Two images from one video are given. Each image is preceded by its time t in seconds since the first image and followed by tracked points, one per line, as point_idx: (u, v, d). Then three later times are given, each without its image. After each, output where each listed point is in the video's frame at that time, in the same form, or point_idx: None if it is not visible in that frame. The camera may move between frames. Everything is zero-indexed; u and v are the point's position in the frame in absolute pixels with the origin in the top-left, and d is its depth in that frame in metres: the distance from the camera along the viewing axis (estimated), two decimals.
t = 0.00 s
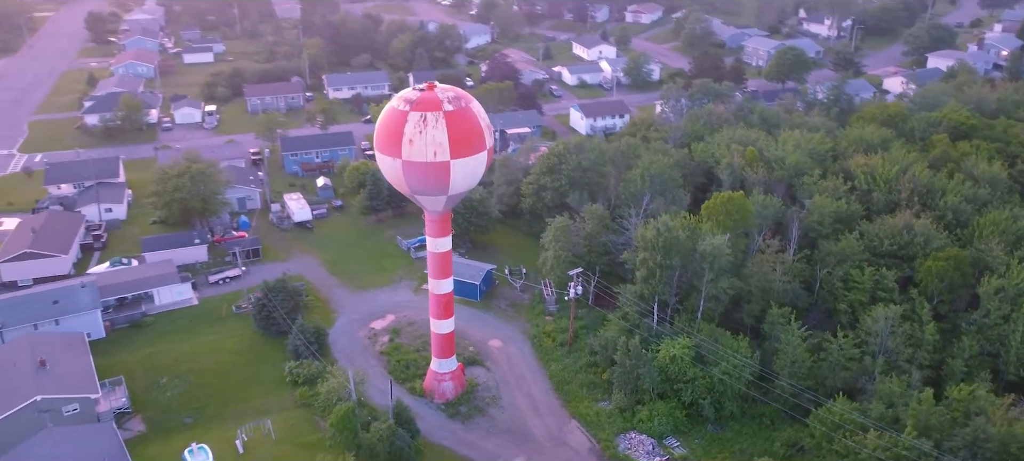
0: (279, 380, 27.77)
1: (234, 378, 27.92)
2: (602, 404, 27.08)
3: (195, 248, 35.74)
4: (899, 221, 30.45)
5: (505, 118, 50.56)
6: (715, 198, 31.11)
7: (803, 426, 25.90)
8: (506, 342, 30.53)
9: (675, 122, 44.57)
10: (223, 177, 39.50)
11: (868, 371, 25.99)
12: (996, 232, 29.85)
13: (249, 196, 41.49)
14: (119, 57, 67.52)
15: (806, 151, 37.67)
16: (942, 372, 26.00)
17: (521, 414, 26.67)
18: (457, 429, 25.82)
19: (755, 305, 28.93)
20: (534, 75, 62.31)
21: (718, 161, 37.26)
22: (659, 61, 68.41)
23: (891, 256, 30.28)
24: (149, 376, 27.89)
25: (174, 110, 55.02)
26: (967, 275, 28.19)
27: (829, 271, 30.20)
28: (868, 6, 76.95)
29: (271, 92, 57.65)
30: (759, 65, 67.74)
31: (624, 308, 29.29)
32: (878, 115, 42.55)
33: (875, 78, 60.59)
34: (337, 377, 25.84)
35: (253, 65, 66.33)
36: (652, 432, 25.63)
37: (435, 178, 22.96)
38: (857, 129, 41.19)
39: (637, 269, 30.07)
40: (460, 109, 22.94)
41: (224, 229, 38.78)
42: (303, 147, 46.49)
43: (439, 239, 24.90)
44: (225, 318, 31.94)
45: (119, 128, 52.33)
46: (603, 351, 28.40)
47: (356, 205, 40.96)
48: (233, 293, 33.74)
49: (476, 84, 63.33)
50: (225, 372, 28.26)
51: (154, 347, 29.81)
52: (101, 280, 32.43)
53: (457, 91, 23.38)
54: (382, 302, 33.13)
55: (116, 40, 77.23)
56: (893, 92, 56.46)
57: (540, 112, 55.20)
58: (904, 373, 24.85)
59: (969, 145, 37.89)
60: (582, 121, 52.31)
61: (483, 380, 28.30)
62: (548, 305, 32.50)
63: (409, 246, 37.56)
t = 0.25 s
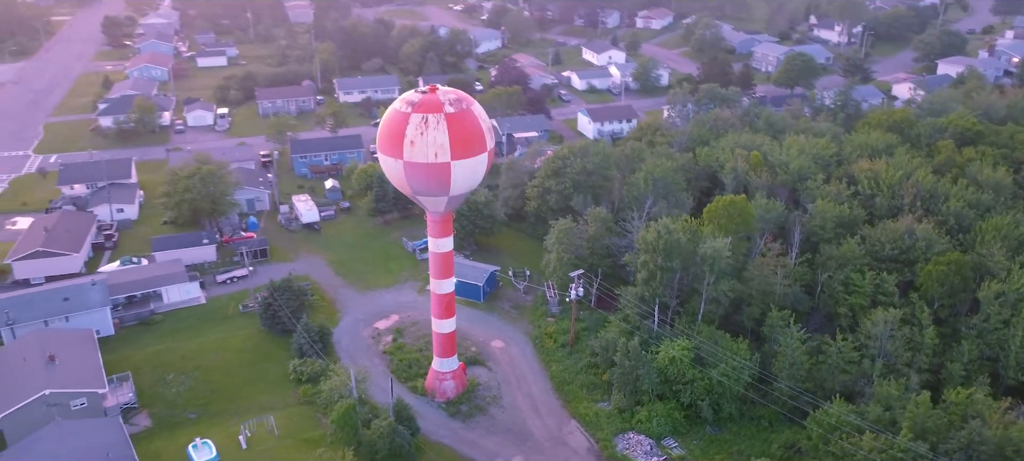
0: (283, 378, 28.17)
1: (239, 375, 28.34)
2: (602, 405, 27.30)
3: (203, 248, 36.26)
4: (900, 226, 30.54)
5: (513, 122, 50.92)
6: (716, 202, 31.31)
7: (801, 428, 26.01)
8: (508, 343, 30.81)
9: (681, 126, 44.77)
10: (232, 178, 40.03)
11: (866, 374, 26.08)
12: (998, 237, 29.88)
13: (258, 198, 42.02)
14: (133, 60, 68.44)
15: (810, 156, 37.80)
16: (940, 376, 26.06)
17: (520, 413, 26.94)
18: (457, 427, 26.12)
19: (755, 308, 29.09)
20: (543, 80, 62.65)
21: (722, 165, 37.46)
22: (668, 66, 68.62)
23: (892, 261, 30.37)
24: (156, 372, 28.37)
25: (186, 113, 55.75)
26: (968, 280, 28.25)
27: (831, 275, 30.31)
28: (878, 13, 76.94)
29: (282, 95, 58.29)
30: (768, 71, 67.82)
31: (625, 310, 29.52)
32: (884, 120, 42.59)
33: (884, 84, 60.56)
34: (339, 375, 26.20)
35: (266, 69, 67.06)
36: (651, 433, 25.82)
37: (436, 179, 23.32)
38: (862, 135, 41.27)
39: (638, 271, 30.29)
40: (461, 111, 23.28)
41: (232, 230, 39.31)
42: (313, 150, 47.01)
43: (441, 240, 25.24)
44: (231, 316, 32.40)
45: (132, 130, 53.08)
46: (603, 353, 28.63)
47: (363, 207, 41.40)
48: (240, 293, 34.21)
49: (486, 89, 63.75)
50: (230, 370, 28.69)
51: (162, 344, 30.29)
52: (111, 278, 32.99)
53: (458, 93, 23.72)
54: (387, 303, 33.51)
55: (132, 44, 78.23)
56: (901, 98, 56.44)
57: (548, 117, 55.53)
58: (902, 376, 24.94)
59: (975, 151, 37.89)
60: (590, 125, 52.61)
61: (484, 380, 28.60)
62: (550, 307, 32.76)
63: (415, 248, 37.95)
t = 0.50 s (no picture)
0: (287, 376, 28.56)
1: (243, 373, 28.75)
2: (602, 405, 27.52)
3: (211, 248, 36.76)
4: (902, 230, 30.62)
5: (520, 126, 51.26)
6: (718, 205, 31.51)
7: (799, 430, 26.12)
8: (510, 343, 31.09)
9: (687, 131, 44.98)
10: (241, 179, 40.56)
11: (864, 377, 26.16)
12: (1000, 242, 29.90)
13: (267, 199, 42.54)
14: (148, 64, 69.31)
15: (814, 160, 37.92)
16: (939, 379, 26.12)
17: (520, 413, 27.21)
18: (457, 426, 26.42)
19: (755, 310, 29.24)
20: (552, 85, 62.99)
21: (726, 169, 37.64)
22: (677, 71, 68.85)
23: (894, 265, 30.44)
24: (163, 368, 28.83)
25: (198, 116, 56.46)
26: (968, 284, 28.29)
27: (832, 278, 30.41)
28: (889, 19, 76.97)
29: (293, 98, 58.91)
30: (777, 76, 67.87)
31: (626, 311, 29.75)
32: (890, 125, 42.65)
33: (893, 90, 60.56)
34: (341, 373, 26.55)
35: (278, 72, 67.76)
36: (649, 433, 26.01)
37: (437, 180, 23.65)
38: (868, 140, 41.33)
39: (639, 273, 30.51)
40: (462, 113, 23.61)
41: (241, 230, 39.83)
42: (322, 152, 47.53)
43: (442, 240, 25.57)
44: (238, 315, 32.85)
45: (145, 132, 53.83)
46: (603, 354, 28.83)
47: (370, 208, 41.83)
48: (247, 292, 34.67)
49: (495, 93, 64.14)
50: (235, 367, 29.11)
51: (169, 341, 30.77)
52: (120, 277, 33.52)
53: (460, 95, 24.05)
54: (391, 303, 33.88)
55: (147, 47, 79.19)
56: (910, 104, 56.38)
57: (555, 121, 55.84)
58: (900, 379, 25.02)
59: (980, 157, 37.87)
60: (597, 129, 52.88)
61: (485, 380, 28.88)
62: (553, 308, 33.02)
63: (420, 249, 38.33)
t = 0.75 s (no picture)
0: (291, 374, 28.93)
1: (248, 370, 29.15)
2: (601, 406, 27.72)
3: (220, 248, 37.25)
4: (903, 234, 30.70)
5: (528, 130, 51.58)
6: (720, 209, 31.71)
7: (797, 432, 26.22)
8: (512, 344, 31.36)
9: (693, 135, 45.15)
10: (250, 181, 41.07)
11: (863, 379, 26.24)
12: (1001, 246, 29.90)
13: (276, 200, 43.04)
14: (162, 67, 70.15)
15: (819, 165, 38.01)
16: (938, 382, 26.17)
17: (520, 412, 27.47)
18: (457, 424, 26.69)
19: (756, 313, 29.38)
20: (560, 89, 63.27)
21: (730, 173, 37.80)
22: (686, 76, 68.99)
23: (895, 269, 30.50)
24: (169, 365, 29.29)
25: (210, 118, 57.12)
26: (968, 288, 28.32)
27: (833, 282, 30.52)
28: (900, 25, 76.84)
29: (303, 101, 59.49)
30: (786, 82, 67.89)
31: (627, 313, 29.98)
32: (896, 130, 42.62)
33: (902, 95, 60.44)
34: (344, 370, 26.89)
35: (289, 76, 68.43)
36: (647, 433, 26.20)
37: (438, 181, 24.00)
38: (873, 145, 41.36)
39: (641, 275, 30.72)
40: (462, 115, 23.98)
41: (249, 231, 40.32)
42: (330, 154, 48.04)
43: (444, 240, 25.89)
44: (244, 314, 33.29)
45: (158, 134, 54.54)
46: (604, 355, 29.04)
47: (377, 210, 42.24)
48: (254, 291, 35.12)
49: (504, 97, 64.51)
50: (241, 365, 29.52)
51: (176, 339, 31.24)
52: (129, 275, 34.04)
53: (461, 98, 24.44)
54: (395, 303, 34.24)
55: (161, 51, 80.13)
56: (918, 109, 56.31)
57: (563, 125, 56.11)
58: (898, 381, 25.11)
59: (985, 162, 37.83)
60: (604, 133, 53.13)
61: (486, 379, 29.15)
62: (555, 310, 33.26)
63: (426, 250, 38.69)
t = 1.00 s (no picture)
0: (295, 371, 29.32)
1: (253, 368, 29.57)
2: (601, 406, 27.93)
3: (228, 247, 37.75)
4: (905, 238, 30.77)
5: (534, 133, 51.90)
6: (721, 212, 31.95)
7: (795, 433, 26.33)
8: (513, 344, 31.64)
9: (698, 139, 45.33)
10: (258, 182, 41.61)
11: (861, 382, 26.32)
12: (1003, 251, 29.92)
13: (284, 201, 43.55)
14: (175, 70, 70.97)
15: (822, 169, 38.11)
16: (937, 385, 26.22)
17: (520, 411, 27.73)
18: (457, 422, 27.00)
19: (756, 315, 29.52)
20: (568, 93, 63.56)
21: (733, 177, 37.99)
22: (694, 80, 69.12)
23: (896, 272, 30.58)
24: (175, 362, 29.74)
25: (221, 120, 57.75)
26: (969, 292, 28.35)
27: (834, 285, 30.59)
28: (911, 31, 76.70)
29: (313, 104, 60.09)
30: (795, 87, 67.91)
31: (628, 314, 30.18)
32: (901, 135, 42.62)
33: (911, 100, 60.33)
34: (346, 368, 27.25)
35: (301, 79, 69.08)
36: (645, 433, 26.38)
37: (439, 181, 24.33)
38: (878, 150, 41.41)
39: (642, 277, 30.94)
40: (463, 116, 24.31)
41: (257, 231, 40.83)
42: (339, 157, 48.55)
43: (446, 241, 26.19)
44: (251, 312, 33.74)
45: (170, 135, 55.21)
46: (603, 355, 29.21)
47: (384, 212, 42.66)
48: (260, 290, 35.59)
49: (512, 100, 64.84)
50: (246, 362, 29.94)
51: (183, 336, 31.71)
52: (138, 273, 34.57)
53: (462, 99, 24.78)
54: (400, 303, 34.59)
55: (175, 54, 81.03)
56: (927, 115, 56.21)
57: (570, 128, 56.40)
58: (895, 384, 25.20)
59: (990, 168, 37.80)
60: (611, 137, 53.37)
61: (487, 379, 29.45)
62: (557, 311, 33.53)
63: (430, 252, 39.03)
